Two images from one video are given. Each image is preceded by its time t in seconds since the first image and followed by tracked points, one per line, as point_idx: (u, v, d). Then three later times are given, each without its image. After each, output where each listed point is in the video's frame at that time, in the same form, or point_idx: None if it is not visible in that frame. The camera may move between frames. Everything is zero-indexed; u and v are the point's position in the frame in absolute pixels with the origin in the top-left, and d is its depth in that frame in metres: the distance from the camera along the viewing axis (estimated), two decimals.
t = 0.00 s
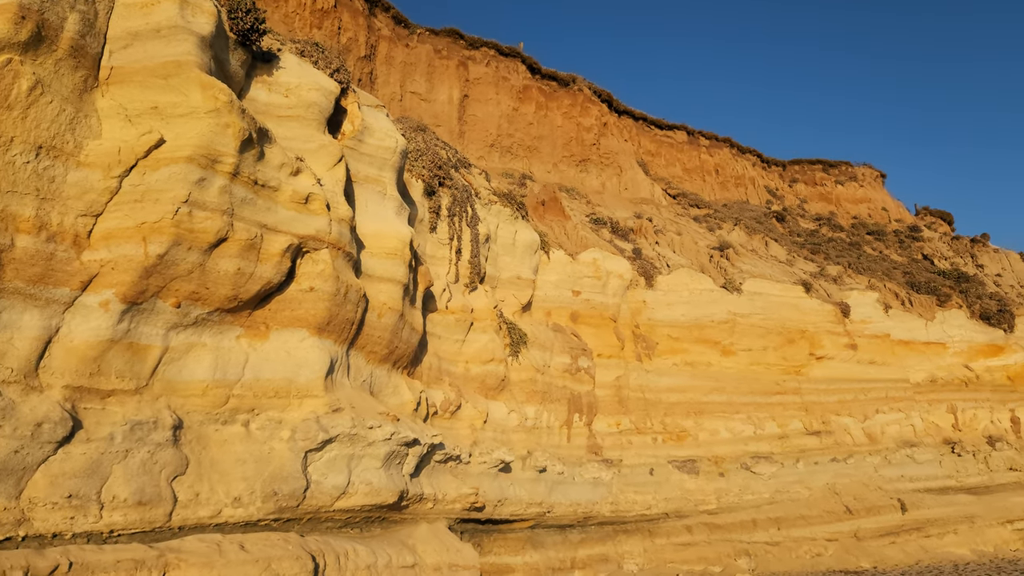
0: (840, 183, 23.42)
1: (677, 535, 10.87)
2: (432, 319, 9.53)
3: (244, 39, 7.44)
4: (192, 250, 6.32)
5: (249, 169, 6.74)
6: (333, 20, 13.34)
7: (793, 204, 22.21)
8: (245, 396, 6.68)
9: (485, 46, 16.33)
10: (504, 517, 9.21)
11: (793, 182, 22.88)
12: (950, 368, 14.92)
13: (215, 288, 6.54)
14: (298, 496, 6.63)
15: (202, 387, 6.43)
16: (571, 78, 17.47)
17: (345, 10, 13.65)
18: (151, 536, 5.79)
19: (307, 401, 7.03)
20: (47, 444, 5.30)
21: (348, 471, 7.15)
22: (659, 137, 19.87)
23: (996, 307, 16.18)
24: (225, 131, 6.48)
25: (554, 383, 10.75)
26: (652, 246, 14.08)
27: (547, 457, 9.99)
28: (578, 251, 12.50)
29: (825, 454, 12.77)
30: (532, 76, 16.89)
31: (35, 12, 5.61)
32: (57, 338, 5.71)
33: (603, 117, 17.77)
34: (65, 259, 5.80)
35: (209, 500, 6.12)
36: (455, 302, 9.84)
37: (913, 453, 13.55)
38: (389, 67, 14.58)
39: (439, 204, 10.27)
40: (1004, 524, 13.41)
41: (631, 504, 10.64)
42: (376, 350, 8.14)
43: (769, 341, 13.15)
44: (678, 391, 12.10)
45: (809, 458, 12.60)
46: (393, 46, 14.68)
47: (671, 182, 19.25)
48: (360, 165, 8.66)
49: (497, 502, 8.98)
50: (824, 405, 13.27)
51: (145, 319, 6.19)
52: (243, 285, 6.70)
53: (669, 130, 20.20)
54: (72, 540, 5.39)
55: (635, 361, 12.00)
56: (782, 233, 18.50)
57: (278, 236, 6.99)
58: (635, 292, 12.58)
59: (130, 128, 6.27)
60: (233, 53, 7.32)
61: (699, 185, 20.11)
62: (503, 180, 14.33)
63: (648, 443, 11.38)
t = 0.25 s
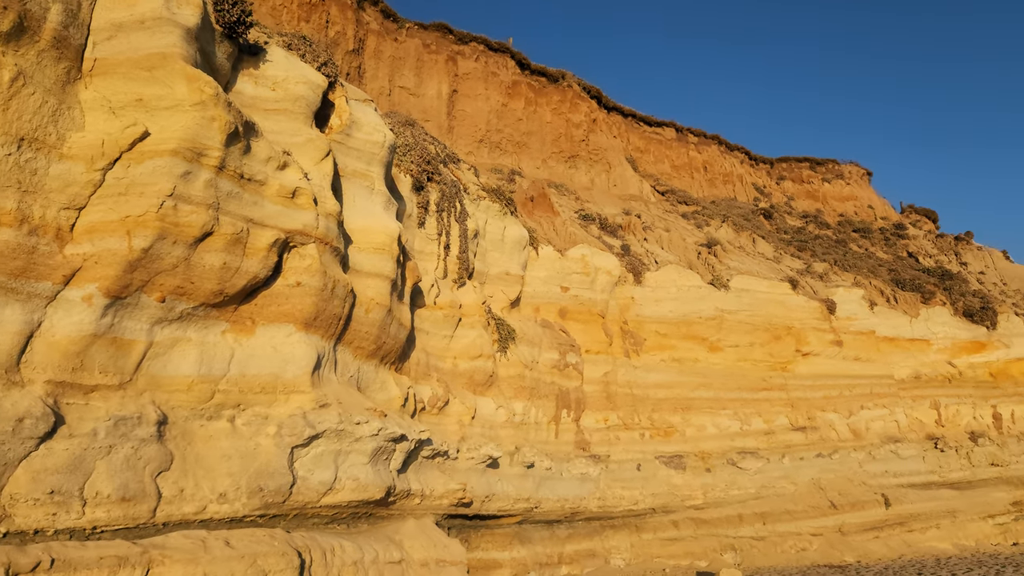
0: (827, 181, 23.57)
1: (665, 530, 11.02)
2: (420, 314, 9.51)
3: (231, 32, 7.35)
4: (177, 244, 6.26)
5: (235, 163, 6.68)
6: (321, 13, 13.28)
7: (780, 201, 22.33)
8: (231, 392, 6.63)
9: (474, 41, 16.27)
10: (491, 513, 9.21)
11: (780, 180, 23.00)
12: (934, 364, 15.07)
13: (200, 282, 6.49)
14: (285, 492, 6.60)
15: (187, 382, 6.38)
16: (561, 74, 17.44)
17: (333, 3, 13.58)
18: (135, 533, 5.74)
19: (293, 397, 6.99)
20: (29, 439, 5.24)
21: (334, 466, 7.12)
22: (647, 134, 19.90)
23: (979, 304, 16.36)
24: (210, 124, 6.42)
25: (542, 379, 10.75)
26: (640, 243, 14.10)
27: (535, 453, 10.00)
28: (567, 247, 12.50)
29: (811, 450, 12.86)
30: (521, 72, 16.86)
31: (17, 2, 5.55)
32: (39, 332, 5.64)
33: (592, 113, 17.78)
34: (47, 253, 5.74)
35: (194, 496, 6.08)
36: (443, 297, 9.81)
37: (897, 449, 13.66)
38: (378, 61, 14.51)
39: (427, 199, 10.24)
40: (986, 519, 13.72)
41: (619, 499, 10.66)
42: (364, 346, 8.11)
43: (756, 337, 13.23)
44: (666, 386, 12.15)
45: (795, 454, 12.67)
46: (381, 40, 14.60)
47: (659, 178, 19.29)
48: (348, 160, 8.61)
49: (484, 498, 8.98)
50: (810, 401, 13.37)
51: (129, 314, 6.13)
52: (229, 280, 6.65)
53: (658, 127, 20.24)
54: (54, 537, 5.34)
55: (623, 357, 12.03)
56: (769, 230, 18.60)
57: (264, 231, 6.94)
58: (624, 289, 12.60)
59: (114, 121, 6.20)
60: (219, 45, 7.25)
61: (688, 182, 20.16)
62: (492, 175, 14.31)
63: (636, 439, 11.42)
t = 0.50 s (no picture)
0: (811, 179, 23.74)
1: (649, 525, 11.06)
2: (405, 310, 9.48)
3: (214, 24, 7.25)
4: (159, 239, 6.19)
5: (219, 156, 6.61)
6: (305, 6, 13.26)
7: (765, 199, 22.47)
8: (213, 388, 6.57)
9: (461, 36, 16.20)
10: (476, 509, 9.21)
11: (765, 177, 23.13)
12: (915, 361, 15.25)
13: (182, 277, 6.42)
14: (268, 488, 6.56)
15: (169, 378, 6.31)
16: (548, 70, 17.42)
17: None
18: (115, 530, 5.69)
19: (277, 393, 6.93)
20: (7, 435, 5.16)
21: (318, 463, 7.08)
22: (634, 130, 19.94)
23: (960, 302, 16.58)
24: (193, 118, 6.35)
25: (528, 375, 10.76)
26: (626, 239, 14.13)
27: (520, 449, 10.01)
28: (553, 243, 12.50)
29: (794, 445, 12.95)
30: (508, 68, 16.82)
31: None
32: (17, 327, 5.58)
33: (578, 110, 17.78)
34: (26, 247, 5.71)
35: (176, 493, 6.03)
36: (429, 293, 9.78)
37: (879, 445, 13.79)
38: (364, 56, 14.42)
39: (413, 194, 10.19)
40: (965, 513, 13.93)
41: (603, 495, 10.70)
42: (348, 342, 8.07)
43: (740, 334, 13.31)
44: (651, 383, 12.19)
45: (778, 449, 12.76)
46: (367, 34, 14.52)
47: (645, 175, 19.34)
48: (333, 154, 8.55)
49: (469, 494, 8.98)
50: (793, 397, 13.48)
51: (109, 308, 6.06)
52: (211, 275, 6.59)
53: (645, 124, 20.28)
54: (33, 534, 5.29)
55: (608, 354, 12.06)
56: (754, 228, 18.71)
57: (247, 226, 6.88)
58: (610, 285, 12.63)
59: (95, 113, 6.12)
60: (202, 38, 7.15)
61: (674, 179, 20.23)
62: (478, 171, 14.28)
63: (621, 435, 11.45)
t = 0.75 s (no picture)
0: (794, 179, 23.94)
1: (633, 523, 11.09)
2: (390, 308, 9.43)
3: (196, 19, 7.16)
4: (139, 235, 6.12)
5: (200, 153, 6.54)
6: (290, 2, 13.14)
7: (749, 199, 22.63)
8: (194, 386, 6.49)
9: (447, 33, 16.16)
10: (460, 508, 9.19)
11: (749, 177, 23.28)
12: (896, 360, 15.42)
13: (163, 275, 6.34)
14: (249, 488, 6.50)
15: (149, 376, 6.23)
16: (533, 69, 17.41)
17: None
18: (93, 530, 5.61)
19: (259, 391, 6.87)
20: None
21: (301, 462, 7.03)
22: (619, 130, 20.00)
23: (939, 302, 16.80)
24: (174, 113, 6.28)
25: (513, 374, 10.75)
26: (611, 238, 14.17)
27: (504, 447, 10.00)
28: (538, 242, 12.49)
29: (776, 444, 13.04)
30: (493, 66, 16.79)
31: None
32: None
33: (564, 108, 17.79)
34: (3, 244, 5.63)
35: (156, 493, 5.96)
36: (413, 292, 9.74)
37: (860, 443, 13.93)
38: (348, 52, 14.34)
39: (398, 192, 10.14)
40: (943, 510, 14.11)
41: (587, 494, 10.72)
42: (332, 340, 8.01)
43: (724, 333, 13.40)
44: (635, 381, 12.24)
45: (761, 447, 12.85)
46: (352, 30, 14.45)
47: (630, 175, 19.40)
48: (316, 151, 8.48)
49: (453, 493, 8.96)
50: (775, 395, 13.58)
51: (88, 306, 5.98)
52: (192, 272, 6.51)
53: (630, 123, 20.34)
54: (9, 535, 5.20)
55: (593, 352, 12.08)
56: (737, 227, 18.83)
57: (229, 222, 6.81)
58: (594, 284, 12.66)
59: (74, 108, 6.05)
60: (184, 33, 7.05)
61: (659, 178, 20.31)
62: (463, 169, 14.24)
63: (605, 433, 11.47)
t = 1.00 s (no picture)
0: (782, 179, 24.09)
1: (622, 523, 11.12)
2: (378, 308, 9.41)
3: (183, 16, 7.11)
4: (125, 234, 6.08)
5: (187, 150, 6.51)
6: None
7: (737, 199, 22.74)
8: (181, 385, 6.46)
9: (436, 32, 16.14)
10: (449, 507, 9.18)
11: (737, 177, 23.40)
12: (882, 359, 15.55)
13: (149, 273, 6.31)
14: (236, 487, 6.47)
15: (135, 375, 6.19)
16: (523, 68, 17.42)
17: None
18: (78, 530, 5.57)
19: (246, 390, 6.84)
20: None
21: (288, 461, 7.00)
22: (608, 130, 20.05)
23: (925, 302, 16.96)
24: (161, 111, 6.23)
25: (501, 373, 10.76)
26: (600, 238, 14.20)
27: (493, 447, 10.01)
28: (527, 241, 12.51)
29: (764, 443, 13.11)
30: (483, 65, 16.79)
31: None
32: None
33: (553, 108, 17.82)
34: None
35: (141, 492, 5.92)
36: (402, 291, 9.72)
37: (846, 442, 14.02)
38: (337, 51, 14.31)
39: (386, 191, 10.12)
40: (929, 509, 14.21)
41: (576, 493, 10.74)
42: (319, 339, 7.99)
43: (712, 332, 13.46)
44: (623, 381, 12.27)
45: (749, 447, 12.91)
46: (341, 29, 14.41)
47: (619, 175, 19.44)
48: (304, 149, 8.45)
49: (442, 492, 8.96)
50: (763, 395, 13.66)
51: (73, 304, 5.93)
52: (179, 271, 6.48)
53: (619, 124, 20.40)
54: None
55: (582, 352, 12.11)
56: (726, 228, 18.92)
57: (216, 221, 6.77)
58: (583, 283, 12.68)
59: (59, 105, 6.01)
60: (171, 30, 7.00)
61: (647, 178, 20.38)
62: (452, 169, 14.24)
63: (594, 432, 11.50)
